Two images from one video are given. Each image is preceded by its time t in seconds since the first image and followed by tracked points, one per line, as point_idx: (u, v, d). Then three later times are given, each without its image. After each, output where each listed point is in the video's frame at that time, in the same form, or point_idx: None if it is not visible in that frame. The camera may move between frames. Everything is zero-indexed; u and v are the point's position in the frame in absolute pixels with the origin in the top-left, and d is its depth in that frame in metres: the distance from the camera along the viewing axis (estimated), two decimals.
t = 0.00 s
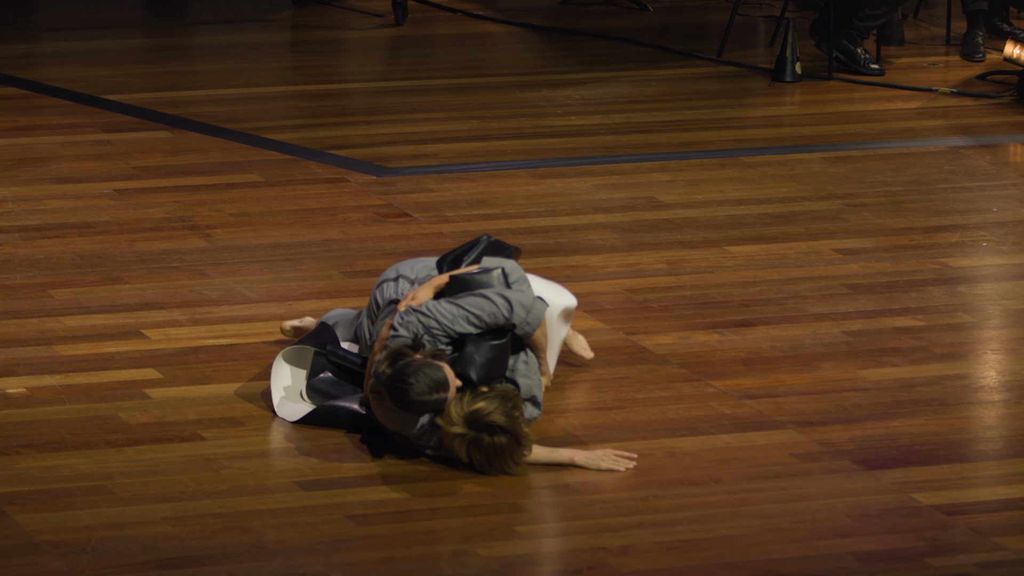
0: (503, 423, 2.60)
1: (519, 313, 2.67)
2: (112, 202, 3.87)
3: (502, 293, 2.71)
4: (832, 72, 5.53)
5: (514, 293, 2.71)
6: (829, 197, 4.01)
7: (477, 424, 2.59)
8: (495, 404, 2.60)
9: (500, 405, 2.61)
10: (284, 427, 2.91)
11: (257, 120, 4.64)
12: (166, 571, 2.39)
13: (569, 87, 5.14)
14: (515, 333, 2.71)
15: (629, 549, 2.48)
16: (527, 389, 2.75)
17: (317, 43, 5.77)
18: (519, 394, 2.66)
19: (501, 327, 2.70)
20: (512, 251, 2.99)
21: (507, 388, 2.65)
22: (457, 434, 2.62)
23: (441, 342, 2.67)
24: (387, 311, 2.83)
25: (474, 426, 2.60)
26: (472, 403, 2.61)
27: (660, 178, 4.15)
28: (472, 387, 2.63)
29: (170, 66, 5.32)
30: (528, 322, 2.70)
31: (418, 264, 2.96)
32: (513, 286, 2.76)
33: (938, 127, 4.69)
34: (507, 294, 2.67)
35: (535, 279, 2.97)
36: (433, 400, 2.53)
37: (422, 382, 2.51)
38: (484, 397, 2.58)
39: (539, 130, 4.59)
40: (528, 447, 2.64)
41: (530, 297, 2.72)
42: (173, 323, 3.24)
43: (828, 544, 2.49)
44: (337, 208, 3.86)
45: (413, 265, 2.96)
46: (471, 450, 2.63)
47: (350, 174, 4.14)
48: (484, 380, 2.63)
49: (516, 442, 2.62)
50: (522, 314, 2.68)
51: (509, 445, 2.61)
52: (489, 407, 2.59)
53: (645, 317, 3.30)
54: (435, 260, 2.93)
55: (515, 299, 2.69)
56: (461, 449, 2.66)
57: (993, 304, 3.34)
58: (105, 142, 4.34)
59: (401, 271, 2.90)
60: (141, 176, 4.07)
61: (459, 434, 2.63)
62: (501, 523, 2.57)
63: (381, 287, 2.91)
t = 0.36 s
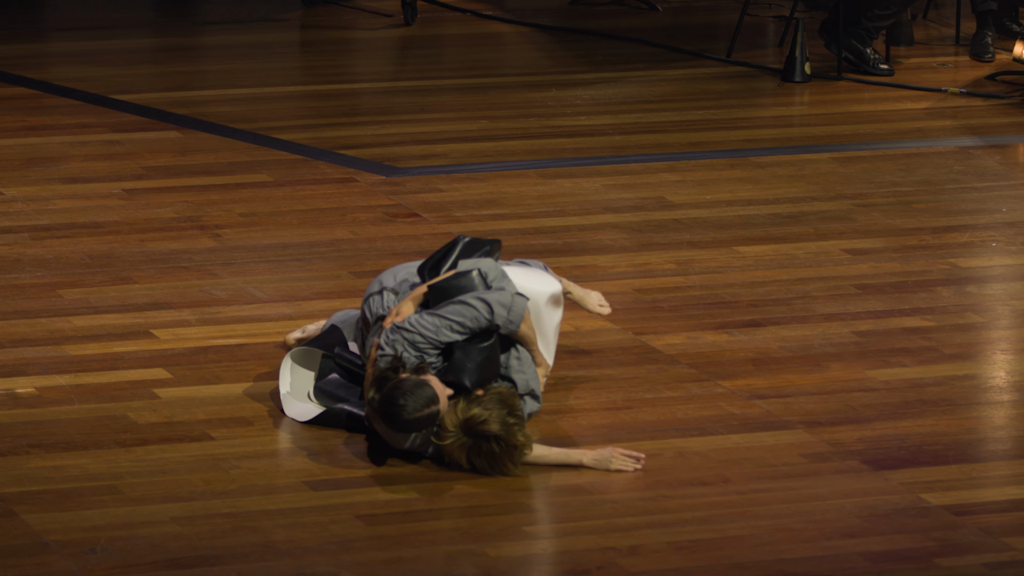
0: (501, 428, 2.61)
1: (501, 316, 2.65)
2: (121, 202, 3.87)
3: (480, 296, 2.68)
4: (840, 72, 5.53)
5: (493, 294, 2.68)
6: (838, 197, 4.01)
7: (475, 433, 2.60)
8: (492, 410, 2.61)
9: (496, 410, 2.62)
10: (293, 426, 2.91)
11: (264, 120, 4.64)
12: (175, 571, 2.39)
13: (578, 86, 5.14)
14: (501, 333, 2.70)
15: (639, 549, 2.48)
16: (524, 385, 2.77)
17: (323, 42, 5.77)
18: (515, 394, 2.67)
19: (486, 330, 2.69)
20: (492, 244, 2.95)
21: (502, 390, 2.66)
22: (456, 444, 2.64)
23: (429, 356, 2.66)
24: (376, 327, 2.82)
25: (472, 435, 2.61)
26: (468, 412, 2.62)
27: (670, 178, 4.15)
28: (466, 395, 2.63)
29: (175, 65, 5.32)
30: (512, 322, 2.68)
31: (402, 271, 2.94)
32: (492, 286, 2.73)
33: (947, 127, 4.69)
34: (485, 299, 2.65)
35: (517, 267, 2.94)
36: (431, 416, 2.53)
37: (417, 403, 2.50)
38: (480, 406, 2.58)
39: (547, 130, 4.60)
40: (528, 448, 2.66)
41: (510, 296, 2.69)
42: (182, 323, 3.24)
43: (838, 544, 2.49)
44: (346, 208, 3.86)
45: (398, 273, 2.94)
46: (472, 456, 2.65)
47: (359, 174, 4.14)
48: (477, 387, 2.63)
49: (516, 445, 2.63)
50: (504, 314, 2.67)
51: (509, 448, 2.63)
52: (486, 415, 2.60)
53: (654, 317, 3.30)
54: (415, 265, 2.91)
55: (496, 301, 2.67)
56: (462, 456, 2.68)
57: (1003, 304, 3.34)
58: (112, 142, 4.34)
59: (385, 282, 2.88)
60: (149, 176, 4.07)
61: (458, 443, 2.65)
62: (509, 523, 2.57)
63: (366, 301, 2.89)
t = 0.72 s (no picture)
0: (499, 433, 2.64)
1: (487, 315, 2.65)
2: (128, 202, 3.87)
3: (463, 297, 2.68)
4: (848, 72, 5.53)
5: (476, 293, 2.68)
6: (846, 197, 4.01)
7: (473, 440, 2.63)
8: (488, 416, 2.64)
9: (492, 416, 2.64)
10: (301, 425, 2.91)
11: (270, 120, 4.63)
12: (182, 571, 2.39)
13: (585, 86, 5.14)
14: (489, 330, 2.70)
15: (645, 549, 2.48)
16: (520, 378, 2.77)
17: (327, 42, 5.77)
18: (510, 394, 2.69)
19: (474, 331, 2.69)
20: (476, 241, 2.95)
21: (497, 391, 2.67)
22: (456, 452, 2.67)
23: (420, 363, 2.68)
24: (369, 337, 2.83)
25: (470, 443, 2.64)
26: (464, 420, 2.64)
27: (677, 178, 4.15)
28: (461, 402, 2.66)
29: (180, 65, 5.32)
30: (499, 319, 2.68)
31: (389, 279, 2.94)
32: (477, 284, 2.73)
33: (955, 127, 4.68)
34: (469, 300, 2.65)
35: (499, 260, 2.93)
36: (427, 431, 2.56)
37: (411, 422, 2.53)
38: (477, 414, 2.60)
39: (553, 129, 4.59)
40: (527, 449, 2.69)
41: (493, 292, 2.69)
42: (190, 322, 3.24)
43: (845, 543, 2.49)
44: (354, 207, 3.85)
45: (386, 281, 2.94)
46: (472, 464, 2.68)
47: (366, 173, 4.13)
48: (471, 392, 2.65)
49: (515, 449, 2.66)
50: (489, 311, 2.67)
51: (508, 451, 2.66)
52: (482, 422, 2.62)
53: (662, 316, 3.30)
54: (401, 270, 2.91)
55: (479, 301, 2.67)
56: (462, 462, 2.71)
57: (1011, 304, 3.34)
58: (118, 142, 4.34)
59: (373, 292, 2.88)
60: (156, 175, 4.06)
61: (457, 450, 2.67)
62: (517, 522, 2.57)
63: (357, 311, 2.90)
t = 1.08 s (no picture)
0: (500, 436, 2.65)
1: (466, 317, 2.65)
2: (138, 202, 3.87)
3: (441, 301, 2.68)
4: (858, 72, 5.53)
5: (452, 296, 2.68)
6: (856, 197, 4.01)
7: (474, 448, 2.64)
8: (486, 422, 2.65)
9: (489, 420, 2.65)
10: (310, 426, 2.91)
11: (277, 120, 4.63)
12: (193, 572, 2.39)
13: (594, 87, 5.14)
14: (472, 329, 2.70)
15: (656, 549, 2.48)
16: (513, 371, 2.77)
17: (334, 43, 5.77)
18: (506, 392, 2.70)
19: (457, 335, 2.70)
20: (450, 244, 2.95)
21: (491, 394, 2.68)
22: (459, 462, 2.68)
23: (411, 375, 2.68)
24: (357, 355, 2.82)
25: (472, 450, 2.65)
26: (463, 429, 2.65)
27: (687, 179, 4.15)
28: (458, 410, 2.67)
29: (186, 65, 5.32)
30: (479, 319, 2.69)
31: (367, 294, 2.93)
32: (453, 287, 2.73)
33: (965, 128, 4.69)
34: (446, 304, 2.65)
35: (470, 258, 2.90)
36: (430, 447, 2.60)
37: (412, 441, 2.58)
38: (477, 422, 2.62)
39: (562, 130, 4.59)
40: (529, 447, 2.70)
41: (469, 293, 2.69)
42: (200, 323, 3.24)
43: (855, 544, 2.49)
44: (363, 207, 3.85)
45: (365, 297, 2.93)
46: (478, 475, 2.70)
47: (376, 173, 4.14)
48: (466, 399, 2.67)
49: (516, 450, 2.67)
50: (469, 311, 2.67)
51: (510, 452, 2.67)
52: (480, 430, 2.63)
53: (672, 317, 3.30)
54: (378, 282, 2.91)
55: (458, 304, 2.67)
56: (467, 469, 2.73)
57: (1021, 305, 3.34)
58: (127, 142, 4.34)
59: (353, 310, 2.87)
60: (167, 176, 4.06)
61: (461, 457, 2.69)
62: (527, 523, 2.57)
63: (343, 332, 2.90)
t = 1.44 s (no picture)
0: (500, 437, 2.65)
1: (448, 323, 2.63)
2: (150, 202, 3.87)
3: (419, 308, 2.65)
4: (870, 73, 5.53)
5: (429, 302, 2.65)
6: (867, 198, 4.01)
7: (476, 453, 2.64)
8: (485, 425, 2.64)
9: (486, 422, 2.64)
10: (321, 425, 2.91)
11: (286, 120, 4.63)
12: (205, 572, 2.39)
13: (606, 87, 5.14)
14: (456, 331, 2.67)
15: (668, 550, 2.48)
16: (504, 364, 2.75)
17: (341, 43, 5.77)
18: (501, 390, 2.68)
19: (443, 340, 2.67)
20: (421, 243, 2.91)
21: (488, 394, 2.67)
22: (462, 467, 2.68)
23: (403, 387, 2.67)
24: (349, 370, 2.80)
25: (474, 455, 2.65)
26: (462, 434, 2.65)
27: (699, 179, 4.15)
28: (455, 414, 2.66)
29: (193, 66, 5.32)
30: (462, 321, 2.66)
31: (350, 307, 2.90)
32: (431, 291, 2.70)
33: (977, 128, 4.68)
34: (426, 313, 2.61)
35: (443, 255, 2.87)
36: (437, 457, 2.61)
37: (419, 454, 2.59)
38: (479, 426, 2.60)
39: (572, 130, 4.59)
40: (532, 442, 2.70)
41: (447, 296, 2.65)
42: (212, 323, 3.24)
43: (866, 545, 2.49)
44: (375, 207, 3.85)
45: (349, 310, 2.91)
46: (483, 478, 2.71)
47: (388, 174, 4.14)
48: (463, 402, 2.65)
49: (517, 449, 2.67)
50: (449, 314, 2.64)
51: (511, 452, 2.67)
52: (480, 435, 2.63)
53: (684, 317, 3.30)
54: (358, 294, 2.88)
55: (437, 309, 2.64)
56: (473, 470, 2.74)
57: None
58: (139, 142, 4.34)
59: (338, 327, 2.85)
60: (179, 176, 4.07)
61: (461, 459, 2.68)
62: (539, 523, 2.57)
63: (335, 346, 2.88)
